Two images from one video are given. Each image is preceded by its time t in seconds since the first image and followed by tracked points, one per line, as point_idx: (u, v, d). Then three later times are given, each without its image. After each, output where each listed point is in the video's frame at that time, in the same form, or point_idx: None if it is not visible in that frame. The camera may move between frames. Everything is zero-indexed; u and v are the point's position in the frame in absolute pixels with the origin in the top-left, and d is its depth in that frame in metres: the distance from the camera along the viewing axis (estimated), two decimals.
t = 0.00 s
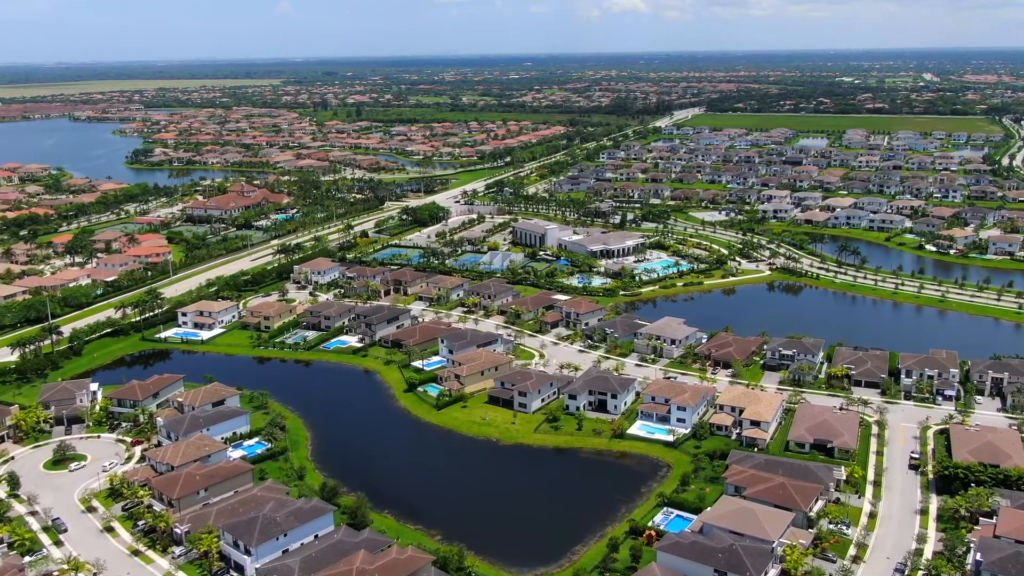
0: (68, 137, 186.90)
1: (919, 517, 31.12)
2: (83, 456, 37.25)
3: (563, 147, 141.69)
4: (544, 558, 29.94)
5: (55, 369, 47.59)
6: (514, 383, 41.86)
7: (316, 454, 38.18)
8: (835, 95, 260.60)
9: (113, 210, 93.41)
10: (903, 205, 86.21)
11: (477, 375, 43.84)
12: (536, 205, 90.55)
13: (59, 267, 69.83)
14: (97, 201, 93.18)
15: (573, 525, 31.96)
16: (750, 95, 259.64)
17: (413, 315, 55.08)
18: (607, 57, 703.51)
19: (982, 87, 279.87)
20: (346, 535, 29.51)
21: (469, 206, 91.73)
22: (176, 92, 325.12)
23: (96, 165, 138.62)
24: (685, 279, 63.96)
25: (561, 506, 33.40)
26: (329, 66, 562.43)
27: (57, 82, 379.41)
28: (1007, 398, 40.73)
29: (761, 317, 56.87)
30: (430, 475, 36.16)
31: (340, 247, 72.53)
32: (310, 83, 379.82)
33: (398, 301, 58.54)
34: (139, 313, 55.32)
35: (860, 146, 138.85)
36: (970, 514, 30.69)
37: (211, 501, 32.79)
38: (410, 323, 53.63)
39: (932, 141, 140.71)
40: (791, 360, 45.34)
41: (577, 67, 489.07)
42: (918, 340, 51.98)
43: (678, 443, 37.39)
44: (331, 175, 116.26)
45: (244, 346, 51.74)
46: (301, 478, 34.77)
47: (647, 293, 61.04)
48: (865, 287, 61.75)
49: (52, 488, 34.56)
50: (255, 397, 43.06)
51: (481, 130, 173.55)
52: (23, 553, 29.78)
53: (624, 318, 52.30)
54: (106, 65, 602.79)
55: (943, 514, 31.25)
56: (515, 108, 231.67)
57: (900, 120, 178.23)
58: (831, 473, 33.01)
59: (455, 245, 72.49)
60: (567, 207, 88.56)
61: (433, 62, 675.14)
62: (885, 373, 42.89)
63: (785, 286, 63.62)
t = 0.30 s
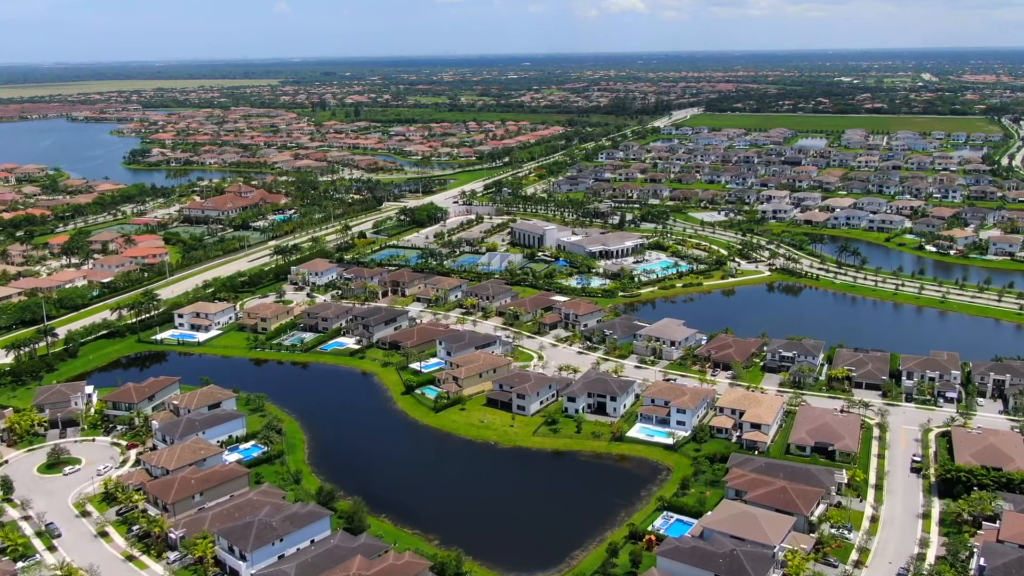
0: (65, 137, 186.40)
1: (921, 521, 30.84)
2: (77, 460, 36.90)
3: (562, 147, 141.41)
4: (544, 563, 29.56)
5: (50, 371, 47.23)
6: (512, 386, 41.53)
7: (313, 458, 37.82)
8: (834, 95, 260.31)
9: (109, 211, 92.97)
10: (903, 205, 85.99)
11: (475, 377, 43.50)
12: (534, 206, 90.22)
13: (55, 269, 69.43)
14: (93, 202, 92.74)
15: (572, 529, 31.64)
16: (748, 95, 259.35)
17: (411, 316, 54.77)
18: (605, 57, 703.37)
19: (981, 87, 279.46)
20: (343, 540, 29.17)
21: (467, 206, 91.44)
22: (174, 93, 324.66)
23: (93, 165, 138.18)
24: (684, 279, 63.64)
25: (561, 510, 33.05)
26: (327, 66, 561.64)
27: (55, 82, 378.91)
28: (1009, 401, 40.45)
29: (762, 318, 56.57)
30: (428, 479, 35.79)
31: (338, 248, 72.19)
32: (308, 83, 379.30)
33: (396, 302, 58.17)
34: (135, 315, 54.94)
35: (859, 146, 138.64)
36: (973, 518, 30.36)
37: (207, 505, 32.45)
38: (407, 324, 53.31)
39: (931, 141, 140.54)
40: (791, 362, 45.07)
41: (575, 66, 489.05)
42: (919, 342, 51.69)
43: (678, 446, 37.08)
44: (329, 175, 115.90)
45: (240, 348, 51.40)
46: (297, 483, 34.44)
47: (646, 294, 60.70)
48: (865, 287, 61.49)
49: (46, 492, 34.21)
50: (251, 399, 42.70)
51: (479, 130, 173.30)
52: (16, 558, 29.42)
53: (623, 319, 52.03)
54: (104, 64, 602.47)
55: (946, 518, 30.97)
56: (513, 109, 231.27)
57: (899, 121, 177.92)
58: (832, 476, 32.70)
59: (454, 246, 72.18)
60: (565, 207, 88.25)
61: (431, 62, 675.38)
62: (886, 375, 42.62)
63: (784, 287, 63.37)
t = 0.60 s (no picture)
0: (62, 137, 185.87)
1: (923, 526, 30.51)
2: (71, 464, 36.51)
3: (560, 147, 141.07)
4: (543, 568, 29.17)
5: (44, 374, 46.85)
6: (510, 388, 41.15)
7: (309, 461, 37.44)
8: (832, 95, 259.97)
9: (106, 211, 92.47)
10: (902, 206, 85.73)
11: (473, 379, 43.12)
12: (533, 206, 89.86)
13: (50, 270, 69.00)
14: (90, 203, 92.28)
15: (570, 534, 31.27)
16: (747, 95, 259.03)
17: (408, 317, 54.42)
18: (604, 57, 703.28)
19: (979, 87, 278.97)
20: (338, 546, 28.80)
21: (465, 206, 91.12)
22: (171, 93, 324.15)
23: (90, 166, 137.73)
24: (683, 280, 63.32)
25: (559, 514, 32.71)
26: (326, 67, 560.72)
27: (52, 83, 378.45)
28: (1011, 403, 40.13)
29: (761, 320, 56.28)
30: (425, 483, 35.44)
31: (335, 249, 71.84)
32: (306, 83, 378.73)
33: (393, 303, 57.81)
34: (130, 317, 54.53)
35: (858, 146, 138.44)
36: (976, 522, 30.00)
37: (201, 510, 32.06)
38: (405, 326, 52.94)
39: (929, 141, 140.31)
40: (791, 364, 44.77)
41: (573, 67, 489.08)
42: (919, 343, 51.35)
43: (677, 449, 36.74)
44: (327, 175, 115.50)
45: (236, 350, 51.00)
46: (293, 487, 34.08)
47: (644, 295, 60.39)
48: (865, 288, 61.20)
49: (38, 497, 33.81)
50: (247, 402, 42.33)
51: (478, 130, 173.00)
52: (7, 564, 29.01)
53: (621, 321, 51.72)
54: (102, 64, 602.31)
55: (949, 523, 30.61)
56: (511, 109, 230.82)
57: (898, 121, 177.65)
58: (834, 480, 32.34)
59: (452, 247, 71.84)
60: (564, 208, 87.85)
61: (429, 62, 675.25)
62: (887, 377, 42.31)
63: (784, 288, 63.08)
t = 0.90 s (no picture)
0: (58, 138, 185.04)
1: (927, 533, 30.02)
2: (61, 470, 35.93)
3: (557, 147, 140.56)
4: None
5: (36, 378, 46.28)
6: (507, 392, 40.60)
7: (303, 467, 36.90)
8: (830, 95, 259.62)
9: (100, 213, 91.85)
10: (902, 206, 85.31)
11: (469, 383, 42.57)
12: (530, 207, 89.37)
13: (43, 272, 68.40)
14: (84, 204, 91.67)
15: (568, 541, 30.73)
16: (744, 95, 258.69)
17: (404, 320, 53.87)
18: (601, 57, 703.20)
19: (977, 87, 278.81)
20: (332, 555, 28.25)
21: (462, 207, 90.57)
22: (168, 93, 323.61)
23: (85, 166, 137.06)
24: (682, 282, 62.83)
25: (556, 520, 32.19)
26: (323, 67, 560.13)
27: (49, 83, 377.53)
28: (1015, 406, 39.65)
29: (761, 322, 55.79)
30: (420, 489, 34.91)
31: (331, 250, 71.30)
32: (303, 84, 377.87)
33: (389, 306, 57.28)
34: (123, 319, 53.97)
35: (856, 146, 138.06)
36: (981, 529, 29.53)
37: (193, 518, 31.52)
38: (401, 328, 52.40)
39: (928, 141, 139.94)
40: (791, 367, 44.27)
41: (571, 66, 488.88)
42: (921, 345, 50.86)
43: (677, 454, 36.24)
44: (323, 176, 114.90)
45: (230, 353, 50.44)
46: (286, 494, 33.51)
47: (643, 296, 59.86)
48: (865, 289, 60.73)
49: (28, 504, 33.25)
50: (241, 406, 41.79)
51: (475, 131, 172.51)
52: None
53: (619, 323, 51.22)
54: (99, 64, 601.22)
55: (953, 529, 30.13)
56: (509, 109, 230.18)
57: (896, 121, 177.33)
58: (836, 486, 31.85)
59: (448, 248, 71.31)
60: (561, 209, 87.31)
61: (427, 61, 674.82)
62: (888, 380, 41.83)
63: (783, 289, 62.58)
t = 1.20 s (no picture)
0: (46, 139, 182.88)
1: (939, 551, 28.70)
2: (33, 487, 34.39)
3: (550, 148, 139.17)
4: None
5: (11, 389, 44.69)
6: (499, 403, 39.13)
7: (286, 482, 35.38)
8: (823, 95, 258.73)
9: (85, 215, 90.16)
10: (900, 207, 84.17)
11: (460, 393, 41.06)
12: (523, 208, 88.06)
13: (24, 277, 66.71)
14: (68, 207, 89.94)
15: (563, 561, 29.31)
16: (738, 95, 257.75)
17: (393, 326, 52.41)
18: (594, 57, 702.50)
19: (971, 87, 278.37)
20: None
21: (454, 209, 89.13)
22: (159, 93, 321.54)
23: (72, 168, 135.10)
24: (678, 285, 61.47)
25: (551, 539, 30.73)
26: (315, 68, 557.88)
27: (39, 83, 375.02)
28: None
29: (759, 327, 54.51)
30: (408, 506, 33.42)
31: (320, 254, 69.78)
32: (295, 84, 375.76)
33: (378, 311, 55.81)
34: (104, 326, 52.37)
35: (851, 146, 137.00)
36: (995, 547, 28.22)
37: (169, 539, 30.02)
38: (390, 335, 50.94)
39: (923, 141, 139.00)
40: (793, 374, 42.93)
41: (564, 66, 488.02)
42: (924, 350, 49.60)
43: (675, 468, 34.87)
44: (313, 177, 113.29)
45: (214, 361, 48.85)
46: (268, 512, 32.03)
47: (638, 301, 58.51)
48: (864, 292, 59.48)
49: None
50: (223, 418, 40.25)
51: (467, 131, 171.04)
52: None
53: (614, 329, 49.89)
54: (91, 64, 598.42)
55: (965, 548, 28.82)
56: (501, 109, 228.73)
57: (890, 120, 176.46)
58: (842, 502, 30.51)
59: (439, 251, 69.89)
60: (554, 210, 85.86)
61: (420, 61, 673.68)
62: (893, 389, 40.54)
63: (781, 293, 61.27)
